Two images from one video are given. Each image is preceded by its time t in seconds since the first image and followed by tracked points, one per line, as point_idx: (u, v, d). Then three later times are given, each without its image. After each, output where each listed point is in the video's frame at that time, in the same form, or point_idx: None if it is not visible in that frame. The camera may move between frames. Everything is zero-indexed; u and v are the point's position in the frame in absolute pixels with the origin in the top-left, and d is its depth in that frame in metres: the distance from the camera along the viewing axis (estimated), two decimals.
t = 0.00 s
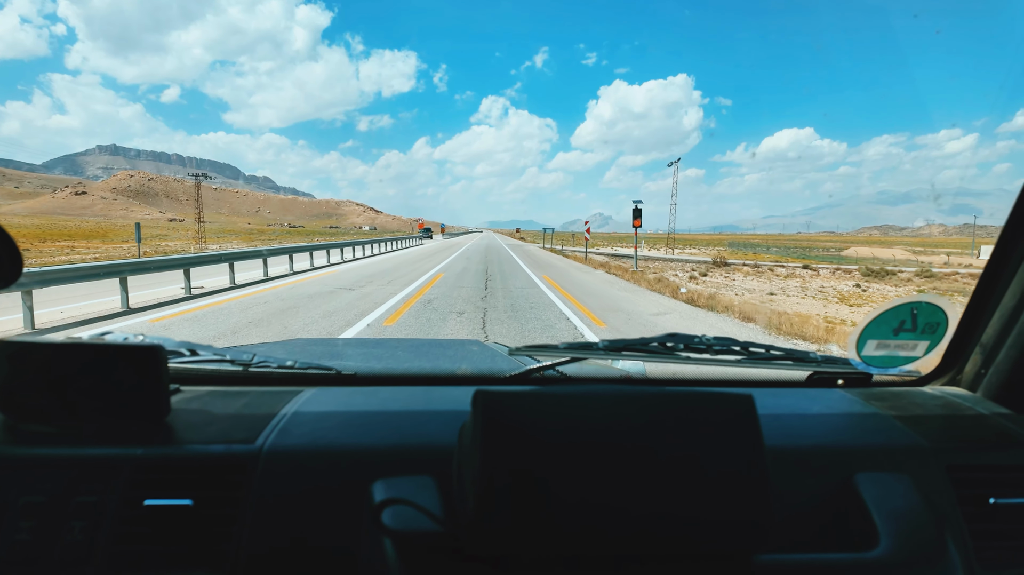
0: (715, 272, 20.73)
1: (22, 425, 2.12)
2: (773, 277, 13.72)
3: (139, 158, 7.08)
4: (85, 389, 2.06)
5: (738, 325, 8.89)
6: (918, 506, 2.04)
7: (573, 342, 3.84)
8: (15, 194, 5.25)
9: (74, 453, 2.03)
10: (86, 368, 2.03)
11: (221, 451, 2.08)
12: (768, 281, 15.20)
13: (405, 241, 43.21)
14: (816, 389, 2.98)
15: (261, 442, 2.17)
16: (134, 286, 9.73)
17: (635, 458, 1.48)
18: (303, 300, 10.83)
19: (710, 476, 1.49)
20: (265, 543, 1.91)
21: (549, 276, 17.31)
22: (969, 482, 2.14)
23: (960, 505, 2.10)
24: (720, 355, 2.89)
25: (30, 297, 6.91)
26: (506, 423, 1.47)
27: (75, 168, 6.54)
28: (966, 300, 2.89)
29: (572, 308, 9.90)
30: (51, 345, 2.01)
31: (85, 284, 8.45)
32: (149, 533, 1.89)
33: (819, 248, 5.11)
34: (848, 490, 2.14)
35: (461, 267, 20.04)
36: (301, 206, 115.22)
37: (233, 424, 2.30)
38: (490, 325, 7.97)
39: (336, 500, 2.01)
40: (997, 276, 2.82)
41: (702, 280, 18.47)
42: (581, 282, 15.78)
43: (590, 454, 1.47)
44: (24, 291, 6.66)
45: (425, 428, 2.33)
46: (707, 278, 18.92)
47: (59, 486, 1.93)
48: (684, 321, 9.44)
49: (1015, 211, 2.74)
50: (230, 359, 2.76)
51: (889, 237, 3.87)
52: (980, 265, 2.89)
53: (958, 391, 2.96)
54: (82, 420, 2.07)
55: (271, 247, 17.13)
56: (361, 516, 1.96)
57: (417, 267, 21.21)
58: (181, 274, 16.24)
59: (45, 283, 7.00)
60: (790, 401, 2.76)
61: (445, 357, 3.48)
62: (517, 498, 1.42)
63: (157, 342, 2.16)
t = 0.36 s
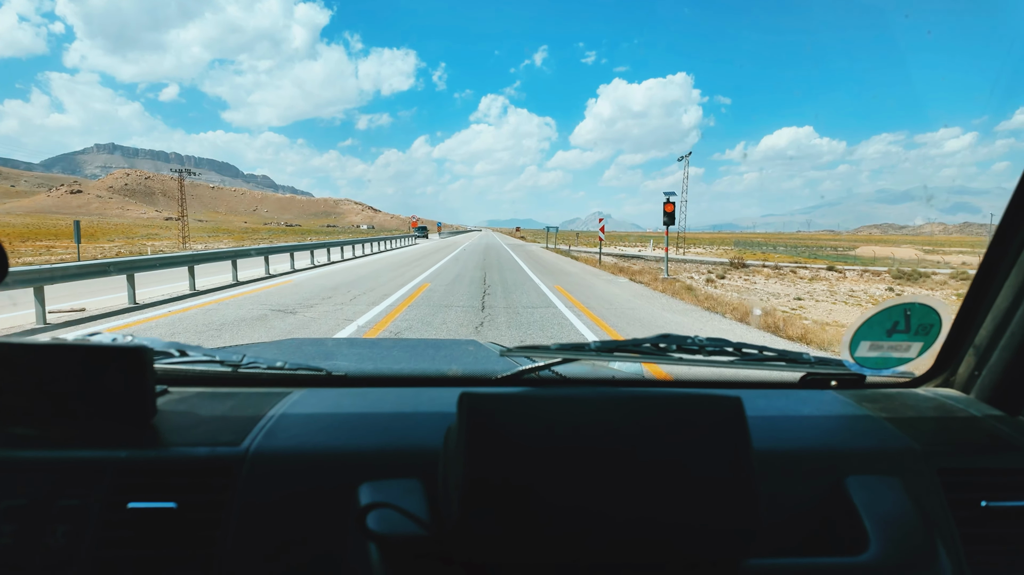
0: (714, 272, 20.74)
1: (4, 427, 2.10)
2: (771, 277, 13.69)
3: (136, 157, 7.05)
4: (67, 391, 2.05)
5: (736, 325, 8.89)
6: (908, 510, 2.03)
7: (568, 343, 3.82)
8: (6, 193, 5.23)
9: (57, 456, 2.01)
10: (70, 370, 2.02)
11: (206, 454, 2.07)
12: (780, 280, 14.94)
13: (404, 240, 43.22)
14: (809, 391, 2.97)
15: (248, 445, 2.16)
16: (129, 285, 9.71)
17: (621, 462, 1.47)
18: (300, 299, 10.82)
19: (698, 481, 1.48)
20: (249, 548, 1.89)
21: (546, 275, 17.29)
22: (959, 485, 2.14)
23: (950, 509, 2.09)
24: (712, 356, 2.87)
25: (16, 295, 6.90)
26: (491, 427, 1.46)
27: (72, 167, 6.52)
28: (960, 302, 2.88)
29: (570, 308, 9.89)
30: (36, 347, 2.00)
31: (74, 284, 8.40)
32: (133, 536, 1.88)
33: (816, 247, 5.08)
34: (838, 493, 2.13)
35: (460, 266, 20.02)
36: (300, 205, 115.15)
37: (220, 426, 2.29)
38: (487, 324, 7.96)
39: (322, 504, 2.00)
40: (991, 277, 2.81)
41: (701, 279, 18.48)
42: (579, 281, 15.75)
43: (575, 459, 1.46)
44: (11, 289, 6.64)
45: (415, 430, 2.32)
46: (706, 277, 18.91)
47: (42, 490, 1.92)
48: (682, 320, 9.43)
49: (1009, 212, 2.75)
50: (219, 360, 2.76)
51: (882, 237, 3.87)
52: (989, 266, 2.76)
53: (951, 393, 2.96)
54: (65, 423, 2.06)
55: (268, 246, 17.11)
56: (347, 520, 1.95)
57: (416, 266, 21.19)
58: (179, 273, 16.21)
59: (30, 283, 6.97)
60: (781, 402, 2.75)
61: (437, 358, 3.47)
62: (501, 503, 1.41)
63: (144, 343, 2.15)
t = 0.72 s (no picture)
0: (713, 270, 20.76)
1: (7, 422, 2.11)
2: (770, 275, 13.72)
3: (136, 155, 7.03)
4: (71, 385, 2.05)
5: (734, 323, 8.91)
6: (906, 505, 2.05)
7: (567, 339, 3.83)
8: (4, 190, 5.22)
9: (61, 450, 2.02)
10: (74, 364, 2.02)
11: (209, 448, 2.08)
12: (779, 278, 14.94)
13: (403, 239, 43.24)
14: (807, 388, 2.99)
15: (250, 439, 2.17)
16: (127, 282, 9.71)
17: (623, 456, 1.48)
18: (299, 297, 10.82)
19: (699, 475, 1.49)
20: (251, 543, 1.90)
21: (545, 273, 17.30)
22: (957, 481, 2.15)
23: (947, 504, 2.10)
24: (711, 353, 2.88)
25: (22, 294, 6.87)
26: (494, 422, 1.47)
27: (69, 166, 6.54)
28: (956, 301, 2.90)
29: (569, 306, 9.91)
30: (39, 342, 2.01)
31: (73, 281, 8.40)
32: (136, 530, 1.88)
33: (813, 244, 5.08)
34: (838, 489, 2.14)
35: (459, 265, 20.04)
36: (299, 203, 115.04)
37: (221, 421, 2.30)
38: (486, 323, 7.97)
39: (323, 499, 2.00)
40: (987, 277, 2.83)
41: (700, 278, 18.50)
42: (578, 279, 15.77)
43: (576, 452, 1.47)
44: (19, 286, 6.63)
45: (415, 426, 2.33)
46: (706, 275, 18.94)
47: (46, 483, 1.93)
48: (681, 318, 9.45)
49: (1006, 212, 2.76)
50: (221, 355, 2.71)
51: (881, 235, 3.88)
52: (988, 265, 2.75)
53: (948, 390, 2.98)
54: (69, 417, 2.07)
55: (267, 244, 17.10)
56: (349, 515, 1.95)
57: (415, 264, 21.20)
58: (179, 271, 16.22)
59: (34, 279, 6.96)
60: (780, 399, 2.77)
61: (437, 355, 3.47)
62: (504, 497, 1.42)
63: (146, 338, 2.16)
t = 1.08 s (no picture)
0: (711, 271, 20.81)
1: None
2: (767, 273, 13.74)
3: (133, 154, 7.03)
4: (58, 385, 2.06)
5: (730, 322, 8.93)
6: (887, 505, 2.06)
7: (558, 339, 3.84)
8: None
9: (47, 449, 2.03)
10: (61, 364, 2.03)
11: (196, 448, 2.09)
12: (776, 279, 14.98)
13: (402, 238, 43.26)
14: (795, 388, 3.00)
15: (237, 439, 2.18)
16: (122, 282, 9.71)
17: (602, 457, 1.48)
18: (296, 297, 10.84)
19: (678, 476, 1.50)
20: (236, 542, 1.91)
21: (542, 272, 17.35)
22: (938, 481, 2.16)
23: (928, 504, 2.11)
24: (699, 353, 2.89)
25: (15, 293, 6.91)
26: (476, 422, 1.48)
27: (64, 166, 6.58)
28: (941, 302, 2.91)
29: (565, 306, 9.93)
30: (26, 341, 2.01)
31: (68, 280, 8.41)
32: (121, 529, 1.89)
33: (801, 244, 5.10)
34: (821, 489, 2.15)
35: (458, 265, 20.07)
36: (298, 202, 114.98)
37: (209, 421, 2.30)
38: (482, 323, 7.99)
39: (308, 499, 2.01)
40: (971, 278, 2.84)
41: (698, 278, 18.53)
42: (576, 279, 15.80)
43: (557, 452, 1.48)
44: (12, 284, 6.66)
45: (400, 426, 2.33)
46: (704, 276, 18.97)
47: (32, 483, 1.94)
48: (677, 318, 9.47)
49: (991, 215, 2.78)
50: (210, 355, 2.70)
51: (871, 236, 3.89)
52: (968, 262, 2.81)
53: (933, 391, 2.99)
54: (56, 417, 2.08)
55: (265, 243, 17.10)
56: (333, 515, 1.96)
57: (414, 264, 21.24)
58: (176, 271, 16.22)
59: (25, 279, 6.96)
60: (767, 399, 2.78)
61: (427, 355, 3.48)
62: (485, 496, 1.43)
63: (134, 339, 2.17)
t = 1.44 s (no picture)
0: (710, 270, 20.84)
1: None
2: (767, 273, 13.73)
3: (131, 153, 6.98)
4: (66, 384, 2.05)
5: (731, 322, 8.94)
6: (901, 503, 2.05)
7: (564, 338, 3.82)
8: None
9: (55, 449, 2.01)
10: (68, 364, 2.01)
11: (205, 447, 2.07)
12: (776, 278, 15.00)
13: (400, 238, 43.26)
14: (804, 387, 2.99)
15: (247, 438, 2.16)
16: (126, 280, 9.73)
17: (619, 456, 1.47)
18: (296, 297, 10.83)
19: (695, 473, 1.48)
20: (245, 542, 1.89)
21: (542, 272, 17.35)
22: (952, 479, 2.15)
23: (943, 502, 2.10)
24: (708, 352, 2.87)
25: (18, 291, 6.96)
26: (490, 421, 1.46)
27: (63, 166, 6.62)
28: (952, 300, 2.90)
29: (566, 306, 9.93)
30: (33, 340, 1.99)
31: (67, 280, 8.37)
32: (131, 529, 1.88)
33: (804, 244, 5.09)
34: (834, 488, 2.14)
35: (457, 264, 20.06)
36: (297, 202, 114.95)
37: (217, 420, 2.29)
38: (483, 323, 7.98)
39: (318, 498, 1.99)
40: (982, 276, 2.83)
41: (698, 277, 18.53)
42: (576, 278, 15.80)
43: (574, 451, 1.46)
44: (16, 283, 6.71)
45: (410, 424, 2.32)
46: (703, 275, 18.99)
47: (39, 483, 1.92)
48: (678, 317, 9.47)
49: (1001, 212, 2.78)
50: (217, 354, 2.69)
51: (877, 235, 3.88)
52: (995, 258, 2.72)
53: (943, 389, 2.98)
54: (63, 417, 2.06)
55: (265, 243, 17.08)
56: (344, 514, 1.95)
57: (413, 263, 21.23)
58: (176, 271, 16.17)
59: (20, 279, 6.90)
60: (776, 398, 2.77)
61: (433, 354, 3.47)
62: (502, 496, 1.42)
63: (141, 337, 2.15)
